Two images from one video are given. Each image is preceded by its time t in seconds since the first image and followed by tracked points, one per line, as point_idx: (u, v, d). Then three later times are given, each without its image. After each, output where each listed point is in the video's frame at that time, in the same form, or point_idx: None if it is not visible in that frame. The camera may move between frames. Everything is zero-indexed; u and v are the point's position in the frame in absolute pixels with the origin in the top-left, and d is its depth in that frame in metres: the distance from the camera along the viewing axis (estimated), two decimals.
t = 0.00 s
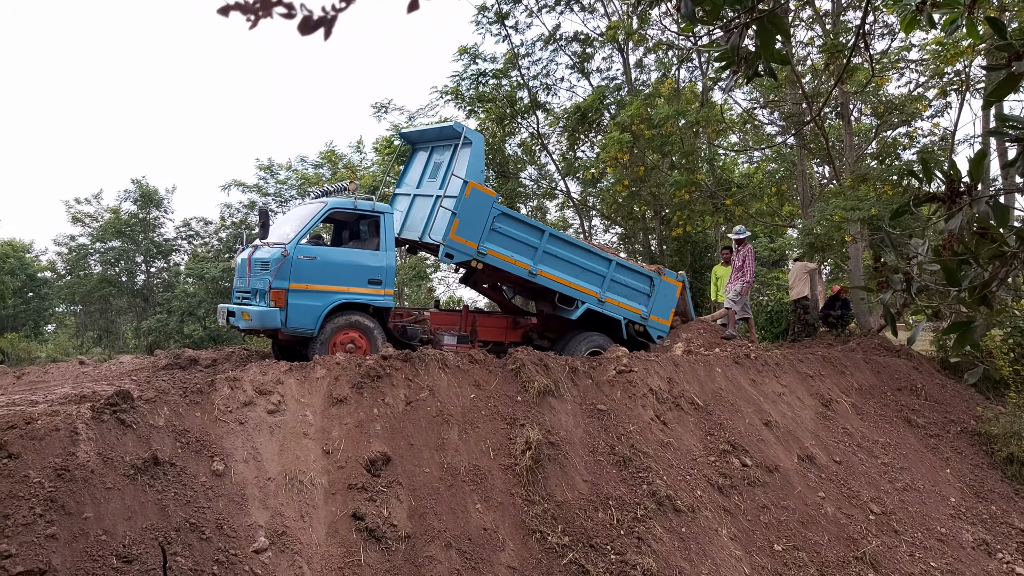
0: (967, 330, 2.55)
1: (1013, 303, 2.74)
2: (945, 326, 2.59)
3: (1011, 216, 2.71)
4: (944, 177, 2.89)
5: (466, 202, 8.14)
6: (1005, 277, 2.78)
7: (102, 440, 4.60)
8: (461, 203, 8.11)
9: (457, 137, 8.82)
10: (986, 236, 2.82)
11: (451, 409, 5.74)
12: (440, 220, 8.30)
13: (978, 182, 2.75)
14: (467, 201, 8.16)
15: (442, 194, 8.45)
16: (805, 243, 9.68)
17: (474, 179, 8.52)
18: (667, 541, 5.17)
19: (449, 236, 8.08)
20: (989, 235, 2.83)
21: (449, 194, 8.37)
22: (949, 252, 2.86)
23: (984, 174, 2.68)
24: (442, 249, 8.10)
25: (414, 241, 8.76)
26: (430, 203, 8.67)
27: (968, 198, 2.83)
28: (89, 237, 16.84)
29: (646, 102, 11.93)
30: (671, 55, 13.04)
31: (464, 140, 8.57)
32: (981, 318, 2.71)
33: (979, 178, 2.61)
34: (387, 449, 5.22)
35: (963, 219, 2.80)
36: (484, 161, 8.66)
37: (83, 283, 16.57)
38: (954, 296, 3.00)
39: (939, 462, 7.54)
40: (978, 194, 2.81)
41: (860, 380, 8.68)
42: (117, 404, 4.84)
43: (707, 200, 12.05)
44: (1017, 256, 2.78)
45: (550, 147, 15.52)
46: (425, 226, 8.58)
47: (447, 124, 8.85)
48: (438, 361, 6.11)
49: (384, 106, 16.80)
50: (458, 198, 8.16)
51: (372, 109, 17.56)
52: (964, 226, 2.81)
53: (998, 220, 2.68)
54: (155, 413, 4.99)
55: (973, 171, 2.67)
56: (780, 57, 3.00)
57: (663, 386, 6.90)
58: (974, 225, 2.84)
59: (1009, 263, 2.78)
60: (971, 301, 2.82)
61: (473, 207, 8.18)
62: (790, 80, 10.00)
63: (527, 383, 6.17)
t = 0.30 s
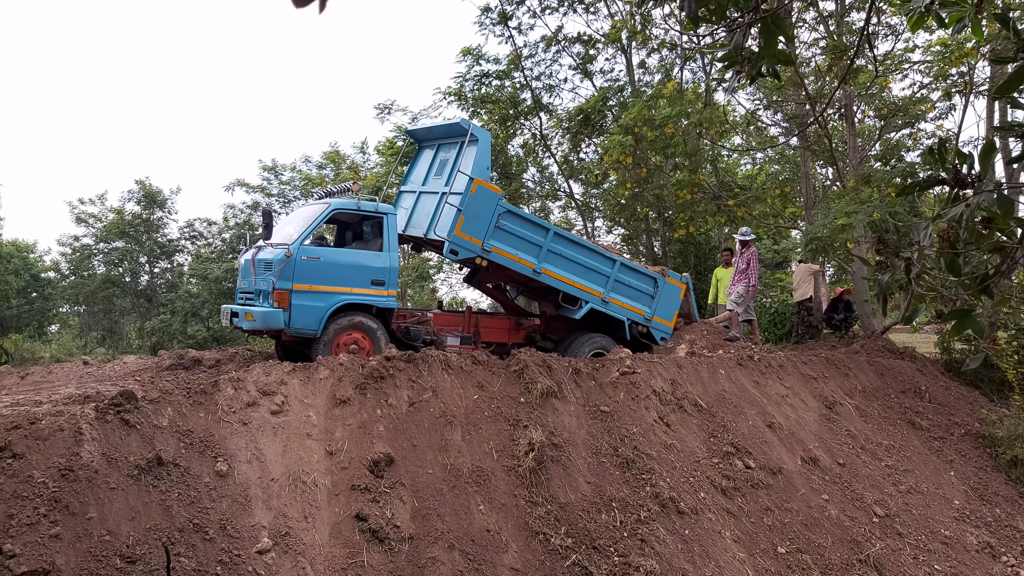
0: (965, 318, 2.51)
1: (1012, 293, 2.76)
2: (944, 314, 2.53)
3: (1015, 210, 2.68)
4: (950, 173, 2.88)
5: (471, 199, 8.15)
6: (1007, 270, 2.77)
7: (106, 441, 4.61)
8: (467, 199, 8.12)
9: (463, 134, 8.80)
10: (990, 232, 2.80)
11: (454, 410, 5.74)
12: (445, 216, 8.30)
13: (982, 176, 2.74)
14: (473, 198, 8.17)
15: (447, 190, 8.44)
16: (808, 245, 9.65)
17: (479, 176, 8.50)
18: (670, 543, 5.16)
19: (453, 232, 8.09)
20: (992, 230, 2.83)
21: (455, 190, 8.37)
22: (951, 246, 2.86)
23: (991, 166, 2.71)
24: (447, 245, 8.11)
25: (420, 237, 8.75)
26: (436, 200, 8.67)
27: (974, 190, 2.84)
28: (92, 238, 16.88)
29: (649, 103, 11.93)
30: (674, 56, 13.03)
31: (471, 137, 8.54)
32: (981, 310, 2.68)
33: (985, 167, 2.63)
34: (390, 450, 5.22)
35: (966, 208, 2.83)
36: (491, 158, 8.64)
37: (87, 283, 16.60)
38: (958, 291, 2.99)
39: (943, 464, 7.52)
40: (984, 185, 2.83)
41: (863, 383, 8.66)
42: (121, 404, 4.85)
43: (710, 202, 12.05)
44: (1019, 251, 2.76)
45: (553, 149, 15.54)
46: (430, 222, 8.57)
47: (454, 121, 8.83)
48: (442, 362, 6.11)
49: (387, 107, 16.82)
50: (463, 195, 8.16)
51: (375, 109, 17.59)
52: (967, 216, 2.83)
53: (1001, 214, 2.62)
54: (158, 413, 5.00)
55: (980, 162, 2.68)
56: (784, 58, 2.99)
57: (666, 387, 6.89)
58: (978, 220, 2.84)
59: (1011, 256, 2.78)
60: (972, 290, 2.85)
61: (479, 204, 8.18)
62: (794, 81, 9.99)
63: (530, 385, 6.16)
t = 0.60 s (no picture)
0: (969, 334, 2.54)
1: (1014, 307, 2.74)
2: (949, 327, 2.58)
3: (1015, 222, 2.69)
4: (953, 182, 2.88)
5: (474, 199, 8.16)
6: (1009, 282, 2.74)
7: (105, 445, 4.60)
8: (469, 200, 8.13)
9: (467, 135, 8.80)
10: (991, 243, 2.80)
11: (453, 414, 5.73)
12: (447, 216, 8.30)
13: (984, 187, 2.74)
14: (476, 199, 8.18)
15: (450, 191, 8.44)
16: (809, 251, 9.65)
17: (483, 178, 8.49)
18: (670, 549, 5.15)
19: (456, 232, 8.09)
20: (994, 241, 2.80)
21: (457, 191, 8.36)
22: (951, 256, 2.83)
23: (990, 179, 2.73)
24: (449, 245, 8.11)
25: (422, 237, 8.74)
26: (438, 201, 8.66)
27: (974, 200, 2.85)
28: (93, 242, 16.90)
29: (649, 109, 11.96)
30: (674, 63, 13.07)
31: (475, 139, 8.54)
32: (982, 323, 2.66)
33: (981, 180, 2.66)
34: (389, 454, 5.21)
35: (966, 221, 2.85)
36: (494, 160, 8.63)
37: (87, 287, 16.61)
38: (958, 300, 2.99)
39: (943, 470, 7.51)
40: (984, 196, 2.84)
41: (864, 388, 8.65)
42: (120, 409, 4.85)
43: (710, 207, 12.06)
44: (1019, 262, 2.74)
45: (553, 154, 15.59)
46: (432, 222, 8.56)
47: (458, 123, 8.84)
48: (441, 366, 6.11)
49: (388, 111, 16.85)
50: (466, 195, 8.17)
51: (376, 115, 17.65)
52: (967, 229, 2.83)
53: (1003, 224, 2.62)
54: (158, 417, 4.99)
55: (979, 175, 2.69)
56: (780, 65, 2.99)
57: (666, 393, 6.88)
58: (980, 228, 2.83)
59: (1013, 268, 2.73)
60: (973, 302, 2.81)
61: (482, 205, 8.19)
62: (794, 87, 10.02)
63: (529, 390, 6.16)
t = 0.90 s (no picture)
0: (974, 352, 2.62)
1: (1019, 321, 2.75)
2: (953, 346, 2.66)
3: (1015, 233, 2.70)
4: (952, 189, 2.87)
5: (473, 195, 8.16)
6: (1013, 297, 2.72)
7: (101, 446, 4.59)
8: (469, 196, 8.13)
9: (467, 132, 8.79)
10: (993, 255, 2.79)
11: (450, 416, 5.73)
12: (447, 213, 8.29)
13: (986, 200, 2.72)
14: (475, 195, 8.19)
15: (449, 188, 8.43)
16: (806, 252, 9.66)
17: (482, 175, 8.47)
18: (667, 550, 5.15)
19: (454, 228, 8.09)
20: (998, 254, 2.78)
21: (457, 188, 8.35)
22: (954, 269, 2.82)
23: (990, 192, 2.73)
24: (447, 241, 8.10)
25: (421, 234, 8.72)
26: (437, 198, 8.65)
27: (972, 216, 2.85)
28: (89, 242, 16.87)
29: (645, 110, 11.98)
30: (671, 64, 13.10)
31: (475, 135, 8.52)
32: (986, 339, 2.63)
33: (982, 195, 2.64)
34: (386, 455, 5.21)
35: (968, 236, 2.83)
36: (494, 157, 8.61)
37: (83, 287, 16.57)
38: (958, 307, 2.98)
39: (939, 472, 7.53)
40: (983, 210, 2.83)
41: (860, 390, 8.67)
42: (116, 409, 4.84)
43: (707, 208, 12.08)
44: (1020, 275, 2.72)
45: (550, 155, 15.62)
46: (431, 219, 8.54)
47: (459, 120, 8.82)
48: (438, 367, 6.10)
49: (385, 112, 16.85)
50: (465, 192, 8.17)
51: (373, 115, 17.66)
52: (970, 242, 2.82)
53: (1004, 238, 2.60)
54: (154, 418, 4.98)
55: (977, 189, 2.68)
56: (779, 65, 3.01)
57: (662, 394, 6.88)
58: (982, 240, 2.83)
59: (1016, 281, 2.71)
60: (977, 319, 2.81)
61: (481, 201, 8.20)
62: (790, 89, 10.04)
63: (526, 391, 6.16)
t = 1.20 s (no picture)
0: (977, 350, 2.56)
1: None
2: (957, 345, 2.60)
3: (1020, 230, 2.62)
4: (956, 192, 2.86)
5: (476, 195, 8.17)
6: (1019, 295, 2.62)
7: (100, 450, 4.58)
8: (471, 196, 8.13)
9: (470, 133, 8.80)
10: (996, 255, 2.75)
11: (449, 419, 5.72)
12: (448, 212, 8.30)
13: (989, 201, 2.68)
14: (477, 195, 8.19)
15: (451, 188, 8.44)
16: (805, 257, 9.66)
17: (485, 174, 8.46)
18: (667, 554, 5.15)
19: (456, 227, 8.09)
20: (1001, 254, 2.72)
21: (459, 188, 8.35)
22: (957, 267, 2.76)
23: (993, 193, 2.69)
24: (449, 241, 8.10)
25: (422, 234, 8.70)
26: (439, 198, 8.64)
27: (977, 216, 2.81)
28: (89, 246, 16.88)
29: (644, 115, 12.00)
30: (670, 69, 13.13)
31: (478, 136, 8.53)
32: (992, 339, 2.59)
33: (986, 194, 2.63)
34: (386, 459, 5.20)
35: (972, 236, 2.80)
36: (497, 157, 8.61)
37: (82, 291, 16.57)
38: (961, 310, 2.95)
39: (939, 476, 7.53)
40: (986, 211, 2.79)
41: (860, 394, 8.67)
42: (116, 413, 4.83)
43: (706, 213, 12.10)
44: None
45: (549, 159, 15.65)
46: (432, 219, 8.53)
47: (462, 121, 8.83)
48: (438, 371, 6.10)
49: (384, 116, 16.88)
50: (467, 191, 8.18)
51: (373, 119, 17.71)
52: (973, 243, 2.79)
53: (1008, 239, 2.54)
54: (153, 422, 4.97)
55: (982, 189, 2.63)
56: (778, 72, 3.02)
57: (662, 398, 6.88)
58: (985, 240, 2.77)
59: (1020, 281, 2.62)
60: (983, 318, 2.72)
61: (483, 201, 8.20)
62: (790, 93, 10.06)
63: (526, 395, 6.15)
